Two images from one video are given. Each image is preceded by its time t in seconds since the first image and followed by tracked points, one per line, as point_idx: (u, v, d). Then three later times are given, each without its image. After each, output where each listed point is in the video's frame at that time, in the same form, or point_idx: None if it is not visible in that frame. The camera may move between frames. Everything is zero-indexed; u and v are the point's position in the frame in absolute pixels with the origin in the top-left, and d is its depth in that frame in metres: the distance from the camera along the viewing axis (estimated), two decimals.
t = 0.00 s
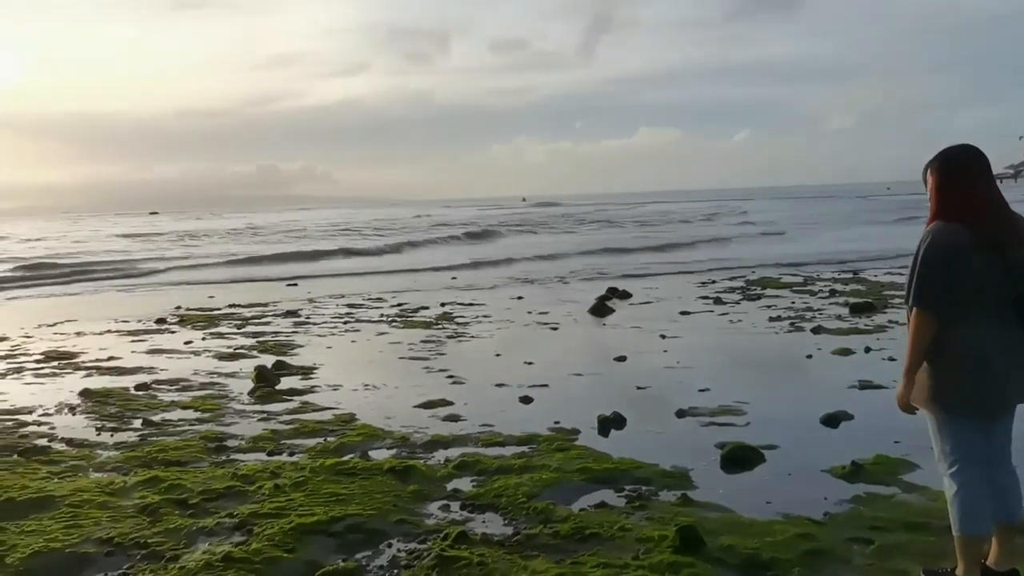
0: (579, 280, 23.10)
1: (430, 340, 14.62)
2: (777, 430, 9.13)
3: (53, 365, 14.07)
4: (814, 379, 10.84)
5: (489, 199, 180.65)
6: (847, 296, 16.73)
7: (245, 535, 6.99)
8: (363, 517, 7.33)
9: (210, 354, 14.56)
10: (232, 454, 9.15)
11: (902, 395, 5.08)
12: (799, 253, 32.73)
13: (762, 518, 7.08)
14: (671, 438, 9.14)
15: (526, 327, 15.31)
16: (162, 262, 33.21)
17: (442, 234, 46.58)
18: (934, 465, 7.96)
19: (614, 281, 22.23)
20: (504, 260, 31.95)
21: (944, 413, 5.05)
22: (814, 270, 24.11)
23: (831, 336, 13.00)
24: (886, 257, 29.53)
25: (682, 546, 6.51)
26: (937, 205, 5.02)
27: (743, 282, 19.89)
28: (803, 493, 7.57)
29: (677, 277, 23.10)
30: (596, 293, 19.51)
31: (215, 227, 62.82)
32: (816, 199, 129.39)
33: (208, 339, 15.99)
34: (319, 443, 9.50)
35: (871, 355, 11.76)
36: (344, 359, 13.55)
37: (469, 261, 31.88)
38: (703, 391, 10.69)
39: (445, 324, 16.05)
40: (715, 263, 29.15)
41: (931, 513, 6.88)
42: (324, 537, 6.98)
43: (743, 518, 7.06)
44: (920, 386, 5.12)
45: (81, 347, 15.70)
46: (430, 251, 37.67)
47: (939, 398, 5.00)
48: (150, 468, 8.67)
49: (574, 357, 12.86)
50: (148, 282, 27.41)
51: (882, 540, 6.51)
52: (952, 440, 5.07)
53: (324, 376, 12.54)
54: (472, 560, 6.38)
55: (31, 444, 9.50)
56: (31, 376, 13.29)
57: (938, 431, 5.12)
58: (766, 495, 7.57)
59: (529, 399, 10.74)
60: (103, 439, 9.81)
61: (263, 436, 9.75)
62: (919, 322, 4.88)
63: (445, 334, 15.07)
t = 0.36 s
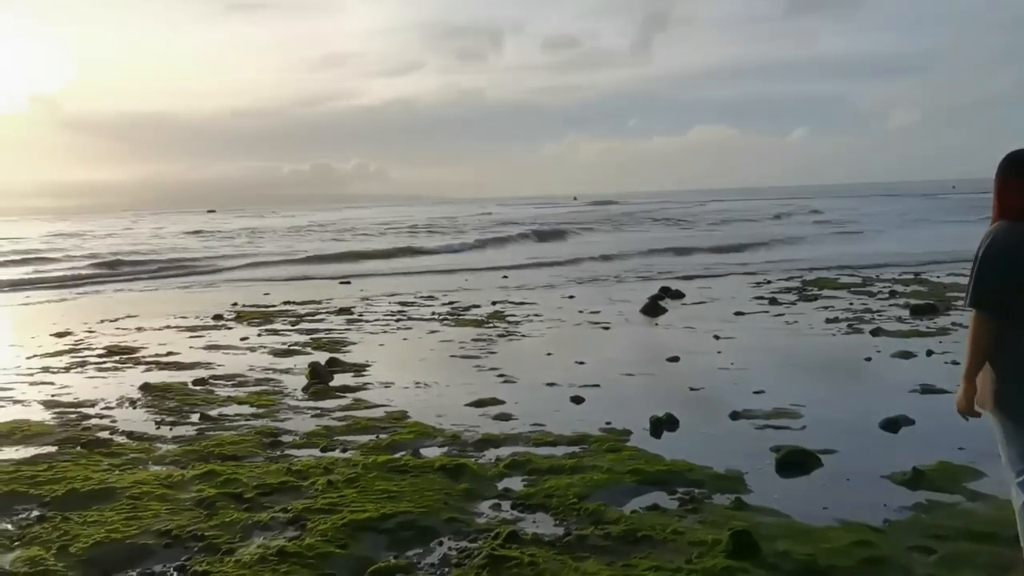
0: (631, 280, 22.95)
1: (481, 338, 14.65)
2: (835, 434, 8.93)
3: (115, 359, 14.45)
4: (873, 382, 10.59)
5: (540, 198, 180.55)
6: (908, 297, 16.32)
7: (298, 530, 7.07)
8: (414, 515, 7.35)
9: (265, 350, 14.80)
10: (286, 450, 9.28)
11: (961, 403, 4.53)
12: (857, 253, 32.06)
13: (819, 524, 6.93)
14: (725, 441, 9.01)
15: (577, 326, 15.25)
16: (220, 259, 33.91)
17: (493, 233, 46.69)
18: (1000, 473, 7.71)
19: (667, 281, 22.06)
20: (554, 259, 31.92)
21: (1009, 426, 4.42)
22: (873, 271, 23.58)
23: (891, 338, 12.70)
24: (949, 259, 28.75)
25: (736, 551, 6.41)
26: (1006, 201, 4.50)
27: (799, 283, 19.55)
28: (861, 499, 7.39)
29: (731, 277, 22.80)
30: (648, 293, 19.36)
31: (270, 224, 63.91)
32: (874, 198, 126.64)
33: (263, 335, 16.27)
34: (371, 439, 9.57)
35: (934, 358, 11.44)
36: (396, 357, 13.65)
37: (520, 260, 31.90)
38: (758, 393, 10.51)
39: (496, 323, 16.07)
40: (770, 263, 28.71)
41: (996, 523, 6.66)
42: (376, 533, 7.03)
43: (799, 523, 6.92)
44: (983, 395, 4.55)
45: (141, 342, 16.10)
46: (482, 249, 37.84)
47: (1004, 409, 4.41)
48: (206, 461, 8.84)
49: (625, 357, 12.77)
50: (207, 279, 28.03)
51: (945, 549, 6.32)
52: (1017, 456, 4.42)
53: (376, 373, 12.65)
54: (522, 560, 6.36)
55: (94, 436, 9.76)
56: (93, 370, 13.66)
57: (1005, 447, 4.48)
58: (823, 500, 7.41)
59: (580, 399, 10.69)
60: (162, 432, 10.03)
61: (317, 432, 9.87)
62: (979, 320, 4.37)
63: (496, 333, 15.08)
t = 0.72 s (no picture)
0: (678, 281, 22.73)
1: (527, 338, 14.64)
2: (889, 440, 8.73)
3: (168, 355, 14.74)
4: (929, 387, 10.33)
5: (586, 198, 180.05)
6: (966, 300, 15.89)
7: (345, 526, 7.12)
8: (460, 513, 7.36)
9: (314, 347, 14.97)
10: (333, 446, 9.36)
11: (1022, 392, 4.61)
12: (912, 255, 31.37)
13: (872, 532, 6.78)
14: (775, 445, 8.86)
15: (624, 327, 15.15)
16: (270, 257, 34.41)
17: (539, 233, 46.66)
18: None
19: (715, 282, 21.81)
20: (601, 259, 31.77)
21: None
22: (929, 274, 23.03)
23: (948, 343, 12.38)
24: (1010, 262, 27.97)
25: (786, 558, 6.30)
26: None
27: (851, 285, 19.17)
28: (916, 507, 7.21)
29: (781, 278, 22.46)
30: (696, 294, 19.16)
31: (320, 223, 64.62)
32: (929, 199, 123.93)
33: (312, 333, 16.46)
34: (418, 438, 9.62)
35: (994, 364, 11.12)
36: (442, 355, 13.71)
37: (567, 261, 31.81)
38: (808, 397, 10.33)
39: (542, 322, 16.04)
40: (822, 265, 28.24)
41: None
42: (422, 532, 7.04)
43: (851, 530, 6.77)
44: None
45: (193, 338, 16.39)
46: (529, 249, 37.81)
47: None
48: (256, 457, 8.96)
49: (673, 358, 12.64)
50: (258, 276, 28.46)
51: (1005, 561, 6.13)
52: None
53: (422, 372, 12.71)
54: (568, 562, 6.32)
55: (147, 430, 9.96)
56: (147, 365, 13.94)
57: None
58: (877, 508, 7.24)
59: (627, 400, 10.61)
60: (213, 427, 10.20)
61: (364, 429, 9.94)
62: None
63: (542, 333, 15.06)
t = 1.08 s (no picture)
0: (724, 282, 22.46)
1: (570, 339, 14.58)
2: (943, 447, 8.52)
3: (216, 352, 14.97)
4: (984, 394, 10.06)
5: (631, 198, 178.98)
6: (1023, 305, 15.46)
7: (388, 524, 7.15)
8: (503, 514, 7.35)
9: (358, 346, 15.09)
10: (377, 445, 9.41)
11: None
12: (968, 258, 30.58)
13: (924, 541, 6.62)
14: (823, 450, 8.70)
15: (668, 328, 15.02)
16: (315, 256, 34.78)
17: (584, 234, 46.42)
18: None
19: (761, 283, 21.52)
20: (647, 260, 31.53)
21: None
22: (986, 277, 22.43)
23: (1004, 348, 12.05)
24: None
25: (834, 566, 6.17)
26: None
27: (903, 288, 18.77)
28: (971, 517, 7.02)
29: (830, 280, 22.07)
30: (742, 295, 18.92)
31: (364, 222, 65.15)
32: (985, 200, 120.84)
33: (356, 331, 16.60)
34: (461, 437, 9.63)
35: None
36: (485, 355, 13.73)
37: (612, 261, 31.62)
38: (858, 401, 10.12)
39: (586, 323, 15.98)
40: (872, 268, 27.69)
41: None
42: (464, 531, 7.04)
43: (902, 539, 6.62)
44: None
45: (240, 335, 16.62)
46: (572, 249, 37.70)
47: None
48: (301, 453, 9.05)
49: (718, 361, 12.49)
50: (304, 275, 28.74)
51: None
52: None
53: (465, 371, 12.73)
54: (611, 564, 6.28)
55: (195, 425, 10.13)
56: (196, 361, 14.18)
57: None
58: (930, 516, 7.07)
59: (671, 403, 10.51)
60: (259, 424, 10.32)
61: (407, 428, 9.98)
62: None
63: (585, 333, 14.99)
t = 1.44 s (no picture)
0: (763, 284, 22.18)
1: (607, 340, 14.51)
2: (989, 454, 8.33)
3: (255, 349, 15.14)
4: None
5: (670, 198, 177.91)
6: None
7: (425, 523, 7.16)
8: (539, 514, 7.32)
9: (395, 345, 15.16)
10: (413, 444, 9.45)
11: None
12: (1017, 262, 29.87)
13: (970, 550, 6.48)
14: (865, 455, 8.56)
15: (706, 330, 14.89)
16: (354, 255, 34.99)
17: (623, 235, 46.14)
18: None
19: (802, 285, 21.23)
20: (685, 262, 31.25)
21: None
22: None
23: None
24: None
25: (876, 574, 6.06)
26: None
27: (949, 291, 18.40)
28: (1019, 526, 6.85)
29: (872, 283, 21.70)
30: (781, 297, 18.69)
31: (401, 222, 65.42)
32: None
33: (393, 330, 16.68)
34: (497, 437, 9.62)
35: None
36: (521, 355, 13.72)
37: (650, 263, 31.40)
38: (901, 406, 9.93)
39: (622, 324, 15.90)
40: (916, 270, 27.18)
41: None
42: (500, 531, 7.03)
43: (947, 547, 6.48)
44: None
45: (279, 334, 16.78)
46: (609, 250, 37.53)
47: None
48: (338, 451, 9.11)
49: (756, 363, 12.35)
50: (342, 274, 28.93)
51: None
52: None
53: (501, 371, 12.73)
54: (648, 568, 6.22)
55: (235, 422, 10.25)
56: (235, 359, 14.34)
57: None
58: (976, 524, 6.92)
59: (709, 405, 10.41)
60: (297, 422, 10.41)
61: (443, 428, 10.00)
62: None
63: (622, 334, 14.92)
